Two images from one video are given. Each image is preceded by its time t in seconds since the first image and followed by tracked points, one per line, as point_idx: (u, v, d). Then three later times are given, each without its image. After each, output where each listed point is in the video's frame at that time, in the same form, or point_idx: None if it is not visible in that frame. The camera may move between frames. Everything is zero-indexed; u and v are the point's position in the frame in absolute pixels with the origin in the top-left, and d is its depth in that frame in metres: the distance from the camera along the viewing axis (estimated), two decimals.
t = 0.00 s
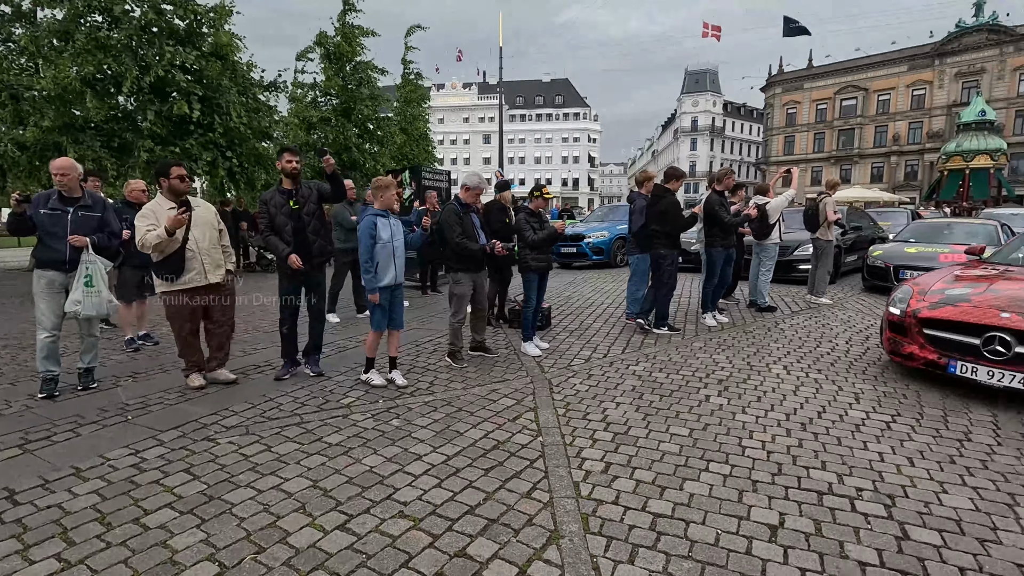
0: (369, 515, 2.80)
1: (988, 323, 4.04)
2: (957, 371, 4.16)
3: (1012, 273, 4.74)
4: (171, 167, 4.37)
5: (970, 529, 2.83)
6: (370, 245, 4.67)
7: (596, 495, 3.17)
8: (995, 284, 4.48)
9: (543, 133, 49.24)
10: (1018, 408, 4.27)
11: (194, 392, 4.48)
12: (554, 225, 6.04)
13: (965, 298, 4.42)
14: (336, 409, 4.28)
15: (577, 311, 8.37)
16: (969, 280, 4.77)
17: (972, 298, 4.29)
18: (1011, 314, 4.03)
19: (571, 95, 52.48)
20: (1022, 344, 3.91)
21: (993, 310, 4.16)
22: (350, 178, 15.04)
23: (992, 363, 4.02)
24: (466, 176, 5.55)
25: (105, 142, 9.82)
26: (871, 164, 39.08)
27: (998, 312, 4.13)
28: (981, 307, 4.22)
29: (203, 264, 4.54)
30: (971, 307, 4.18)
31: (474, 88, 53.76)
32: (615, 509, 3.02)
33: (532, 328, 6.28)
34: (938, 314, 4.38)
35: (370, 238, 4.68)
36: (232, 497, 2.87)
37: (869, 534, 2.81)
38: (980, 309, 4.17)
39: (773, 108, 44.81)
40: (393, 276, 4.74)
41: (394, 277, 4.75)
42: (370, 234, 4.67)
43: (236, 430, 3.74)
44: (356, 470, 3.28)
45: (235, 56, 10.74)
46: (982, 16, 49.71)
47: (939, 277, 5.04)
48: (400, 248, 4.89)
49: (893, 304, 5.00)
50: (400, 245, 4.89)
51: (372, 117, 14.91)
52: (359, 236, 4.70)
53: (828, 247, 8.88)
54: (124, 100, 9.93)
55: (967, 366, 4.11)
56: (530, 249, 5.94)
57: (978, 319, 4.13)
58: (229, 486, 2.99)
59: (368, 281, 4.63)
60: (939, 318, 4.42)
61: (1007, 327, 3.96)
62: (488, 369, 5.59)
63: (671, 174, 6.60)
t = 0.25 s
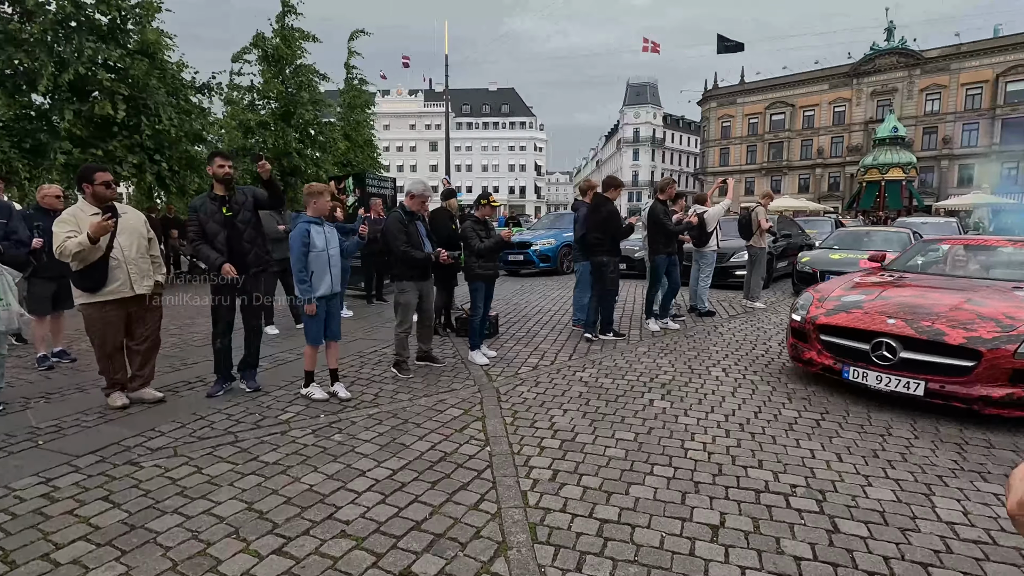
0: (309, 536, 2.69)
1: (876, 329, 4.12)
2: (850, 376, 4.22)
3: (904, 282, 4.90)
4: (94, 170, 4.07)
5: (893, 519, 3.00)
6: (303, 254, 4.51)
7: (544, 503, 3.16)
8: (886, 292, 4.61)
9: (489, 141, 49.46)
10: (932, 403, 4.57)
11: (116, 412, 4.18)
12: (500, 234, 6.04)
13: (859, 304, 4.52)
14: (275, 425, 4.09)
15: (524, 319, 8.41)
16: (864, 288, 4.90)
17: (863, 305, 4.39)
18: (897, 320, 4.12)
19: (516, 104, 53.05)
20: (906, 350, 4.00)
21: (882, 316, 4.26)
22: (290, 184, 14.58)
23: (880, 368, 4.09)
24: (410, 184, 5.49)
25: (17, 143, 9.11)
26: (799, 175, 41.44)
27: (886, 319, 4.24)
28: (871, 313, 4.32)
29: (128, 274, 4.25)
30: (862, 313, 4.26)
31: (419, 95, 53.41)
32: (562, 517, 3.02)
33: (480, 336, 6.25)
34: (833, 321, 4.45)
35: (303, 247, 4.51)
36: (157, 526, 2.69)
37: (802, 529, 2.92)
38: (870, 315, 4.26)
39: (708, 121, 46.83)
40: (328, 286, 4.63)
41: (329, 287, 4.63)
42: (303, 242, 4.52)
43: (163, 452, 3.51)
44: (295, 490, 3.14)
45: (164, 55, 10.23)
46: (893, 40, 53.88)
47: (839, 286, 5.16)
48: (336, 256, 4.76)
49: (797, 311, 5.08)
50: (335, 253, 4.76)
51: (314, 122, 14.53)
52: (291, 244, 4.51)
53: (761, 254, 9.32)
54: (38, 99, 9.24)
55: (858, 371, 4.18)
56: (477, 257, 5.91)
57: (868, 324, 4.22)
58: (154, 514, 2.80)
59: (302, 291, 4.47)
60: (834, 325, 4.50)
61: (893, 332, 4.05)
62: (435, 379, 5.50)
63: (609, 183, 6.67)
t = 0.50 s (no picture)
0: (266, 552, 2.60)
1: (802, 333, 4.10)
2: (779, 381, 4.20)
3: (837, 285, 4.93)
4: (44, 171, 3.85)
5: (849, 514, 3.08)
6: (257, 258, 4.39)
7: (510, 509, 3.13)
8: (818, 295, 4.61)
9: (456, 143, 49.33)
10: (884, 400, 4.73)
11: (60, 426, 3.97)
12: (466, 237, 5.98)
13: (789, 307, 4.52)
14: (232, 436, 3.96)
15: (491, 322, 8.38)
16: (799, 291, 4.91)
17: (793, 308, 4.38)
18: (823, 323, 4.11)
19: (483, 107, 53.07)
20: (832, 354, 3.98)
21: (810, 320, 4.25)
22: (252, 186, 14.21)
23: (807, 373, 4.07)
24: (374, 186, 5.42)
25: None
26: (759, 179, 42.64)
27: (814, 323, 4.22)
28: (800, 316, 4.31)
29: (76, 279, 4.05)
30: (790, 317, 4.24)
31: (385, 97, 52.88)
32: (529, 522, 3.00)
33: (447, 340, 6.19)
34: (763, 325, 4.43)
35: (257, 251, 4.39)
36: (101, 546, 2.56)
37: (764, 526, 2.98)
38: (798, 319, 4.24)
39: (672, 126, 47.78)
40: (284, 291, 4.52)
41: (285, 293, 4.52)
42: (256, 246, 4.38)
43: (111, 467, 3.35)
44: (252, 503, 3.04)
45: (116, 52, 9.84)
46: (845, 51, 56.09)
47: (776, 289, 5.17)
48: (290, 260, 4.65)
49: (733, 314, 5.06)
50: (290, 257, 4.65)
51: (276, 122, 14.21)
52: (243, 248, 4.37)
53: (723, 256, 9.52)
54: None
55: (786, 376, 4.16)
56: (444, 260, 5.85)
57: (795, 329, 4.20)
58: (98, 534, 2.67)
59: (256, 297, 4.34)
60: (766, 329, 4.47)
61: (818, 337, 4.03)
62: (400, 385, 5.40)
63: (569, 185, 6.66)
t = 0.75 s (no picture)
0: (223, 567, 2.52)
1: (732, 338, 3.97)
2: (709, 388, 4.06)
3: (773, 288, 4.84)
4: None
5: (807, 510, 3.16)
6: (211, 260, 4.26)
7: (477, 514, 3.10)
8: (751, 298, 4.51)
9: (424, 144, 48.98)
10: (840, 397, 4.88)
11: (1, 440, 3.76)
12: (432, 239, 5.93)
13: (723, 311, 4.40)
14: (188, 446, 3.82)
15: (459, 324, 8.32)
16: (735, 294, 4.81)
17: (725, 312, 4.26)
18: (752, 328, 3.98)
19: (451, 108, 52.85)
20: (760, 360, 3.86)
21: (740, 325, 4.12)
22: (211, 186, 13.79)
23: (737, 380, 3.93)
24: (337, 187, 5.33)
25: None
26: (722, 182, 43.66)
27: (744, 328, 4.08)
28: (731, 320, 4.19)
29: (16, 286, 3.85)
30: (720, 322, 4.11)
31: (351, 96, 52.12)
32: (495, 527, 2.98)
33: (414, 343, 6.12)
34: (696, 330, 4.29)
35: (211, 253, 4.26)
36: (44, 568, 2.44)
37: (726, 524, 3.03)
38: (728, 323, 4.11)
39: (638, 129, 48.51)
40: (241, 296, 4.37)
41: (242, 297, 4.38)
42: (210, 249, 4.25)
43: (56, 483, 3.20)
44: (209, 516, 2.94)
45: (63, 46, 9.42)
46: (802, 58, 57.98)
47: (714, 292, 5.06)
48: (248, 262, 4.52)
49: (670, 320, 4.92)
50: (248, 260, 4.52)
51: (236, 121, 13.83)
52: (198, 251, 4.24)
53: (688, 257, 9.69)
54: None
55: (717, 383, 4.02)
56: (409, 263, 5.78)
57: (725, 334, 4.07)
58: (41, 555, 2.55)
59: (210, 301, 4.19)
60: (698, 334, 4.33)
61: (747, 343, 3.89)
62: (366, 390, 5.30)
63: (532, 186, 6.65)
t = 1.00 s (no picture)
0: None
1: (672, 346, 3.82)
2: (651, 398, 3.91)
3: (721, 292, 4.73)
4: None
5: (778, 505, 3.22)
6: (178, 262, 4.14)
7: (454, 518, 3.08)
8: (697, 303, 4.38)
9: (398, 144, 48.56)
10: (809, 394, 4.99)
11: None
12: (406, 240, 5.87)
13: (666, 317, 4.26)
14: (155, 454, 3.71)
15: (434, 326, 8.26)
16: (682, 299, 4.68)
17: (667, 318, 4.12)
18: (693, 335, 3.84)
19: (425, 108, 52.52)
20: (701, 369, 3.71)
21: (682, 331, 3.98)
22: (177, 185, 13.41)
23: (677, 389, 3.79)
24: (308, 187, 5.25)
25: None
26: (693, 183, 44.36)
27: (686, 334, 3.95)
28: (674, 326, 4.05)
29: None
30: (661, 329, 3.97)
31: (323, 95, 51.36)
32: (472, 531, 2.96)
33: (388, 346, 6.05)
34: (638, 336, 4.14)
35: (178, 255, 4.15)
36: None
37: (700, 522, 3.06)
38: (670, 330, 3.97)
39: (611, 131, 48.96)
40: (210, 298, 4.24)
41: (210, 299, 4.25)
42: (176, 250, 4.13)
43: (13, 496, 3.09)
44: (176, 527, 2.85)
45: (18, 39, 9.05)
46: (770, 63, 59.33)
47: (662, 297, 4.93)
48: (216, 264, 4.41)
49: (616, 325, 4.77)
50: (216, 262, 4.41)
51: (203, 118, 13.49)
52: (164, 252, 4.13)
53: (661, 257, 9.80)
54: None
55: (658, 392, 3.87)
56: (383, 264, 5.71)
57: (667, 341, 3.92)
58: None
59: (175, 304, 4.06)
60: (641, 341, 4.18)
61: (687, 350, 3.75)
62: (340, 394, 5.22)
63: (505, 187, 6.64)
